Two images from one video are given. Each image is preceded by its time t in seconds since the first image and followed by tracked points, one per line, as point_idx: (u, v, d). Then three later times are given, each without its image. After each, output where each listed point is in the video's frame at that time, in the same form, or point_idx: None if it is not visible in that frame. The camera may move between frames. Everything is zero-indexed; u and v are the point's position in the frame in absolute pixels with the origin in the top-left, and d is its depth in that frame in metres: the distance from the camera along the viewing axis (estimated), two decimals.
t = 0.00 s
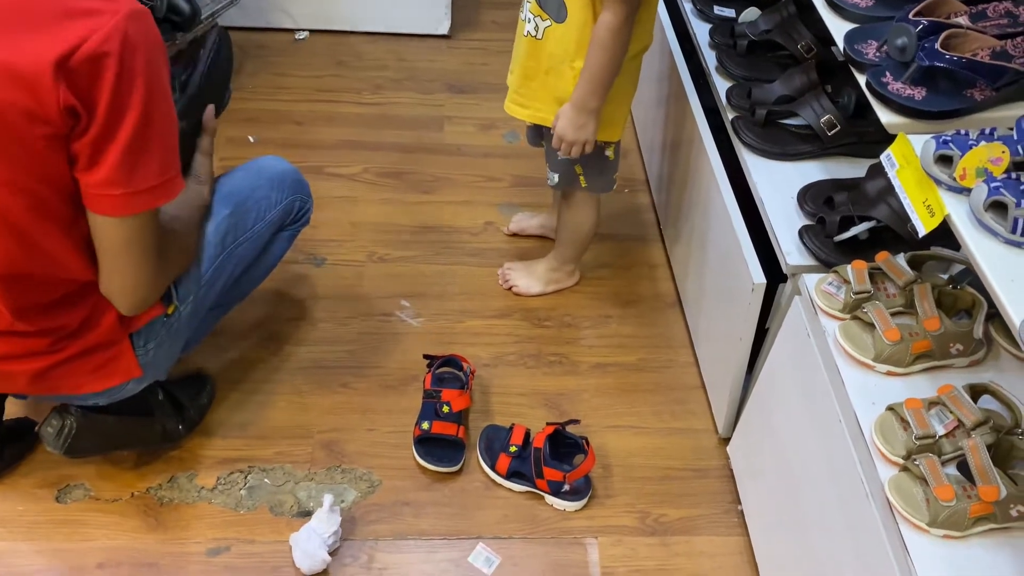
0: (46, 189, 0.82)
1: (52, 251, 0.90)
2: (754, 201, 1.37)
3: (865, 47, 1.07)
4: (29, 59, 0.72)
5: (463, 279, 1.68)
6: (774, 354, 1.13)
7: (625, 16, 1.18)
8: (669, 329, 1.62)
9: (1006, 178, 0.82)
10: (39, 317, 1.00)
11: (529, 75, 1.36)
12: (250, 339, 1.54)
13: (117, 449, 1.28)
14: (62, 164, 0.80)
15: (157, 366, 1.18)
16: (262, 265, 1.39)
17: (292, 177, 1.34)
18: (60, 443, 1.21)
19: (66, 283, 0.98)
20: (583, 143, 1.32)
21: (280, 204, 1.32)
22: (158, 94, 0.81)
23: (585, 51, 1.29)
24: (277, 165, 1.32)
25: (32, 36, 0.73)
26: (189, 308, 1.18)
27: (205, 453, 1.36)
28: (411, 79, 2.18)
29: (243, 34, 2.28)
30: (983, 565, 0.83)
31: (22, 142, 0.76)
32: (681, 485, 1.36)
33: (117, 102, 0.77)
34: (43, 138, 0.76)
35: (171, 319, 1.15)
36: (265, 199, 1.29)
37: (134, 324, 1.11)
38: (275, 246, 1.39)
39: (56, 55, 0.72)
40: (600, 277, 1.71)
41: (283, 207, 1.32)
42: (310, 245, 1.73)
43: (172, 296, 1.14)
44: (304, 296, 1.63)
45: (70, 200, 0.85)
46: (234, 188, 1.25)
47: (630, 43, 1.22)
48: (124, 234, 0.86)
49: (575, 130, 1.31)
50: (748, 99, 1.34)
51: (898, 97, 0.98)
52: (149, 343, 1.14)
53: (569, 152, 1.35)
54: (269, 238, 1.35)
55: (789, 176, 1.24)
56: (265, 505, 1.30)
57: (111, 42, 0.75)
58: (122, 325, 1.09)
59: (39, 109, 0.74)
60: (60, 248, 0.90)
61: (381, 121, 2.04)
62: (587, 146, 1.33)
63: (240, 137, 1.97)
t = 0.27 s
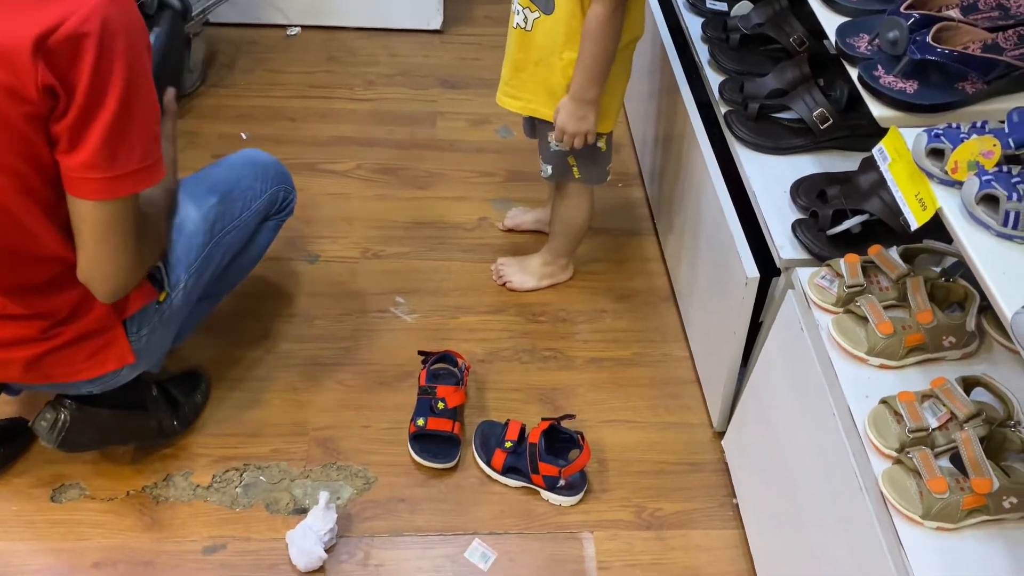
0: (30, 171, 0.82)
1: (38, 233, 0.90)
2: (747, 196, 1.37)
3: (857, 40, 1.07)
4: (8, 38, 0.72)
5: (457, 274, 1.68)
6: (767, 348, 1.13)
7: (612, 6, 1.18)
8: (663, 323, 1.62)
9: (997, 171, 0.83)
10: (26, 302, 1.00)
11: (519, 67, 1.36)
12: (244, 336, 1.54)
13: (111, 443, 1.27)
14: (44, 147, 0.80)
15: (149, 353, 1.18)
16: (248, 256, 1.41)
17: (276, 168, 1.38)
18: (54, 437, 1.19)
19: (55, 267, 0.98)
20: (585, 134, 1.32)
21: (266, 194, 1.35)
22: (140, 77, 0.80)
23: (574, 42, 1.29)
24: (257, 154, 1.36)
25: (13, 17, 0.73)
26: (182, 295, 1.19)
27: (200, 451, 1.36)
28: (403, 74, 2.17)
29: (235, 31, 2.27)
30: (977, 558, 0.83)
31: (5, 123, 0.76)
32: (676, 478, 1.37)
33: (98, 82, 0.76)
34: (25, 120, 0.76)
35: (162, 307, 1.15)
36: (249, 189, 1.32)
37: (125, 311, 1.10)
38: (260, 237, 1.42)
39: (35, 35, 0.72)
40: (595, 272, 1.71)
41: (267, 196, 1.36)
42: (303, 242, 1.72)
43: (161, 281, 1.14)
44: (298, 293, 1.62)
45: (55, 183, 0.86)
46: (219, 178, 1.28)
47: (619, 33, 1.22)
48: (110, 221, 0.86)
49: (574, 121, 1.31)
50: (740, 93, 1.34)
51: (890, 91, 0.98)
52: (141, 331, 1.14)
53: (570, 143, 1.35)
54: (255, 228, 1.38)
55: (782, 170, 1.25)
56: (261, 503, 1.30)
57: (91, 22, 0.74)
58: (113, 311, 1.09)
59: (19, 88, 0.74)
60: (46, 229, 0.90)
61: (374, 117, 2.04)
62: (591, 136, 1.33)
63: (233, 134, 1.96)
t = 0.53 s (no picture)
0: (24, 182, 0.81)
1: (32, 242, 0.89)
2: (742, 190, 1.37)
3: (852, 33, 1.07)
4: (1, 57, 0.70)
5: (453, 270, 1.68)
6: (765, 342, 1.13)
7: None
8: (659, 318, 1.62)
9: (994, 164, 0.82)
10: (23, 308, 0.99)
11: (507, 58, 1.36)
12: (239, 334, 1.54)
13: (108, 443, 1.27)
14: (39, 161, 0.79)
15: (146, 351, 1.17)
16: (242, 253, 1.40)
17: (266, 163, 1.37)
18: (50, 438, 1.19)
19: (49, 271, 0.98)
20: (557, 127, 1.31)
21: (256, 190, 1.35)
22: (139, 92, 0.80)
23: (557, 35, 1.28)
24: (247, 150, 1.36)
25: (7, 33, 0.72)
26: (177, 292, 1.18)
27: (197, 450, 1.36)
28: (397, 70, 2.16)
29: (227, 27, 2.26)
30: (975, 551, 0.83)
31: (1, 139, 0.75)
32: (673, 473, 1.37)
33: (97, 99, 0.76)
34: (21, 135, 0.75)
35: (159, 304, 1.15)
36: (241, 185, 1.32)
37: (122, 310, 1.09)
38: (253, 233, 1.40)
39: (32, 53, 0.71)
40: (592, 267, 1.71)
41: (259, 192, 1.35)
42: (298, 239, 1.72)
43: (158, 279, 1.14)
44: (293, 290, 1.62)
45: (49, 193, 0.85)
46: (209, 175, 1.28)
47: (598, 26, 1.21)
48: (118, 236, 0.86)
49: (548, 114, 1.30)
50: (735, 87, 1.34)
51: (886, 84, 0.98)
52: (138, 330, 1.13)
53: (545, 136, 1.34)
54: (248, 224, 1.37)
55: (777, 164, 1.25)
56: (258, 501, 1.30)
57: (87, 39, 0.74)
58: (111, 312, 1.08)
59: (15, 105, 0.73)
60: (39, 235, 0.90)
61: (368, 113, 2.03)
62: (562, 130, 1.32)
63: (226, 131, 1.95)
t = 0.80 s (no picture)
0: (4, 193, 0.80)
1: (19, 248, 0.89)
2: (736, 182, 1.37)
3: (847, 24, 1.07)
4: None
5: (447, 265, 1.68)
6: (760, 335, 1.13)
7: None
8: (654, 311, 1.62)
9: (989, 154, 0.82)
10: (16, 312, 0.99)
11: (496, 47, 1.36)
12: (233, 330, 1.53)
13: (102, 441, 1.27)
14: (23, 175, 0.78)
15: (142, 349, 1.16)
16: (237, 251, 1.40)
17: (258, 158, 1.38)
18: (45, 435, 1.19)
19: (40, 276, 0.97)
20: (534, 116, 1.30)
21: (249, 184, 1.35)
22: (126, 109, 0.78)
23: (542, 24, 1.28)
24: (241, 146, 1.37)
25: None
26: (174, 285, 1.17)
27: (191, 446, 1.35)
28: (390, 64, 2.15)
29: (219, 22, 2.25)
30: (971, 540, 0.84)
31: None
32: (670, 466, 1.37)
33: (79, 118, 0.74)
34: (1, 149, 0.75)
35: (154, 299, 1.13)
36: (233, 179, 1.33)
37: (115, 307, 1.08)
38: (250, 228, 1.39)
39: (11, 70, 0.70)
40: (587, 260, 1.71)
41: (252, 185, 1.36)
42: (292, 234, 1.71)
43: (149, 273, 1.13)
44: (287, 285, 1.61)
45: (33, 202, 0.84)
46: (201, 171, 1.30)
47: (580, 16, 1.20)
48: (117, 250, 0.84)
49: (525, 102, 1.29)
50: (729, 79, 1.34)
51: (880, 75, 0.98)
52: (133, 328, 1.11)
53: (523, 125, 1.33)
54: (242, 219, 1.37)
55: (772, 156, 1.24)
56: (253, 497, 1.29)
57: (66, 61, 0.72)
58: (104, 311, 1.07)
59: None
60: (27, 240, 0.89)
61: (361, 107, 2.02)
62: (538, 120, 1.31)
63: (219, 126, 1.94)
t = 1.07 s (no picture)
0: None
1: None
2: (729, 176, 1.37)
3: (838, 18, 1.07)
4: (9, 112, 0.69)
5: (441, 260, 1.67)
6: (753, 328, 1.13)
7: None
8: (648, 305, 1.62)
9: (980, 146, 0.82)
10: None
11: (491, 40, 1.36)
12: (227, 327, 1.53)
13: (94, 442, 1.26)
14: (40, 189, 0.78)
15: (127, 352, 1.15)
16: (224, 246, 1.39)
17: (246, 154, 1.36)
18: (36, 439, 1.18)
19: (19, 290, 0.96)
20: (536, 111, 1.30)
21: (236, 180, 1.34)
22: (154, 127, 0.76)
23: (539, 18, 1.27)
24: (226, 141, 1.35)
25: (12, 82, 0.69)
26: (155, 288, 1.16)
27: (186, 443, 1.35)
28: (383, 60, 2.15)
29: (210, 18, 2.24)
30: (963, 530, 0.84)
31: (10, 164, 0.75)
32: (663, 460, 1.37)
33: (109, 144, 0.73)
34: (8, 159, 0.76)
35: (136, 304, 1.13)
36: (220, 177, 1.32)
37: (98, 313, 1.07)
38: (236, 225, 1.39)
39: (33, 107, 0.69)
40: (581, 255, 1.71)
41: (240, 183, 1.35)
42: (285, 230, 1.71)
43: (132, 274, 1.12)
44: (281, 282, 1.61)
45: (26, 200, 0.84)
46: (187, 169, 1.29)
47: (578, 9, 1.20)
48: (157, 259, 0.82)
49: (528, 98, 1.29)
50: (722, 73, 1.34)
51: (872, 68, 0.98)
52: (115, 332, 1.11)
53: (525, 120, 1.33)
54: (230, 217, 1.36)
55: (764, 149, 1.24)
56: (248, 494, 1.29)
57: (90, 91, 0.71)
58: (87, 315, 1.06)
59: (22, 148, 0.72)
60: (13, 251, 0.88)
61: (353, 103, 2.01)
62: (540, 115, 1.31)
63: (211, 123, 1.94)
